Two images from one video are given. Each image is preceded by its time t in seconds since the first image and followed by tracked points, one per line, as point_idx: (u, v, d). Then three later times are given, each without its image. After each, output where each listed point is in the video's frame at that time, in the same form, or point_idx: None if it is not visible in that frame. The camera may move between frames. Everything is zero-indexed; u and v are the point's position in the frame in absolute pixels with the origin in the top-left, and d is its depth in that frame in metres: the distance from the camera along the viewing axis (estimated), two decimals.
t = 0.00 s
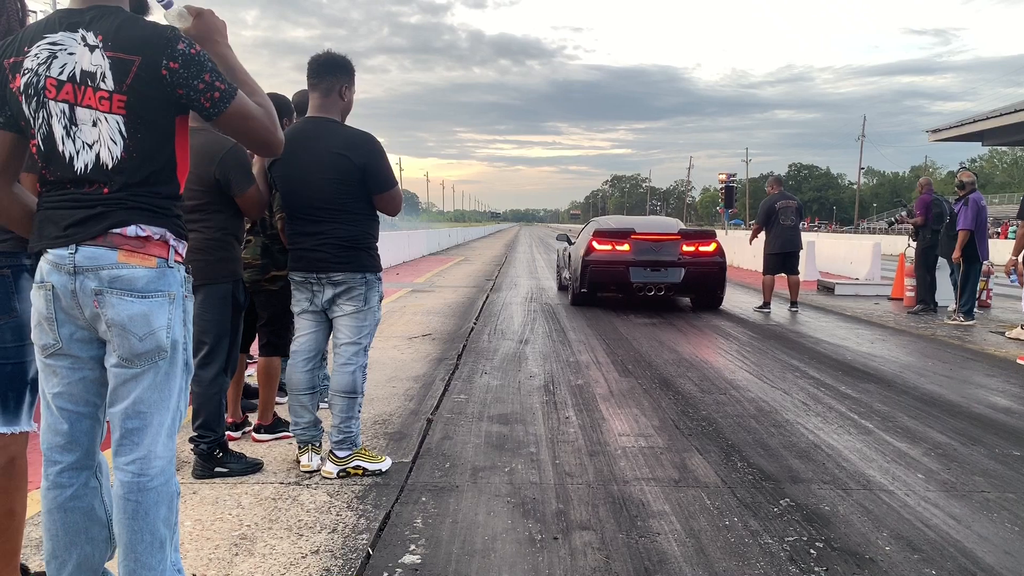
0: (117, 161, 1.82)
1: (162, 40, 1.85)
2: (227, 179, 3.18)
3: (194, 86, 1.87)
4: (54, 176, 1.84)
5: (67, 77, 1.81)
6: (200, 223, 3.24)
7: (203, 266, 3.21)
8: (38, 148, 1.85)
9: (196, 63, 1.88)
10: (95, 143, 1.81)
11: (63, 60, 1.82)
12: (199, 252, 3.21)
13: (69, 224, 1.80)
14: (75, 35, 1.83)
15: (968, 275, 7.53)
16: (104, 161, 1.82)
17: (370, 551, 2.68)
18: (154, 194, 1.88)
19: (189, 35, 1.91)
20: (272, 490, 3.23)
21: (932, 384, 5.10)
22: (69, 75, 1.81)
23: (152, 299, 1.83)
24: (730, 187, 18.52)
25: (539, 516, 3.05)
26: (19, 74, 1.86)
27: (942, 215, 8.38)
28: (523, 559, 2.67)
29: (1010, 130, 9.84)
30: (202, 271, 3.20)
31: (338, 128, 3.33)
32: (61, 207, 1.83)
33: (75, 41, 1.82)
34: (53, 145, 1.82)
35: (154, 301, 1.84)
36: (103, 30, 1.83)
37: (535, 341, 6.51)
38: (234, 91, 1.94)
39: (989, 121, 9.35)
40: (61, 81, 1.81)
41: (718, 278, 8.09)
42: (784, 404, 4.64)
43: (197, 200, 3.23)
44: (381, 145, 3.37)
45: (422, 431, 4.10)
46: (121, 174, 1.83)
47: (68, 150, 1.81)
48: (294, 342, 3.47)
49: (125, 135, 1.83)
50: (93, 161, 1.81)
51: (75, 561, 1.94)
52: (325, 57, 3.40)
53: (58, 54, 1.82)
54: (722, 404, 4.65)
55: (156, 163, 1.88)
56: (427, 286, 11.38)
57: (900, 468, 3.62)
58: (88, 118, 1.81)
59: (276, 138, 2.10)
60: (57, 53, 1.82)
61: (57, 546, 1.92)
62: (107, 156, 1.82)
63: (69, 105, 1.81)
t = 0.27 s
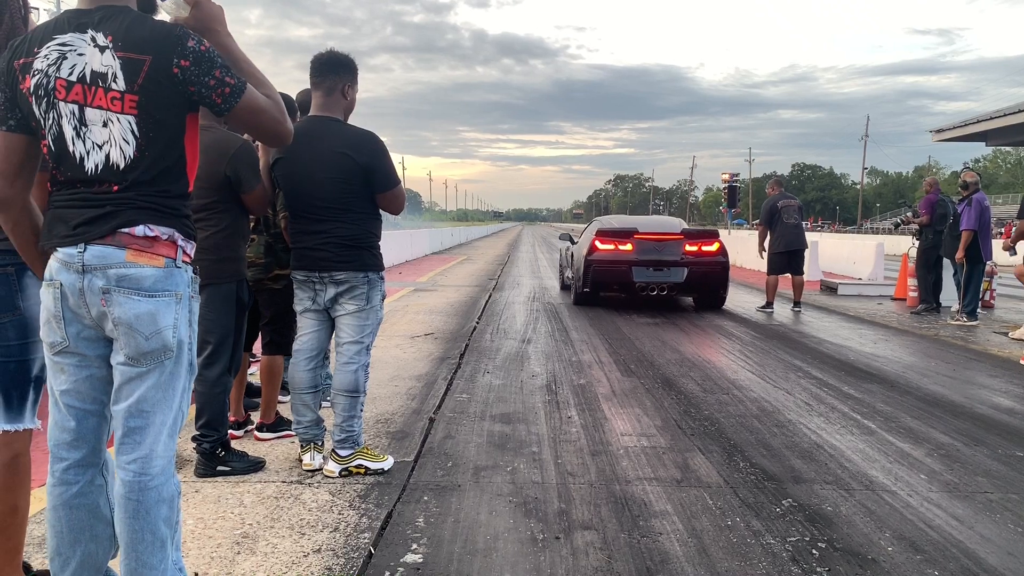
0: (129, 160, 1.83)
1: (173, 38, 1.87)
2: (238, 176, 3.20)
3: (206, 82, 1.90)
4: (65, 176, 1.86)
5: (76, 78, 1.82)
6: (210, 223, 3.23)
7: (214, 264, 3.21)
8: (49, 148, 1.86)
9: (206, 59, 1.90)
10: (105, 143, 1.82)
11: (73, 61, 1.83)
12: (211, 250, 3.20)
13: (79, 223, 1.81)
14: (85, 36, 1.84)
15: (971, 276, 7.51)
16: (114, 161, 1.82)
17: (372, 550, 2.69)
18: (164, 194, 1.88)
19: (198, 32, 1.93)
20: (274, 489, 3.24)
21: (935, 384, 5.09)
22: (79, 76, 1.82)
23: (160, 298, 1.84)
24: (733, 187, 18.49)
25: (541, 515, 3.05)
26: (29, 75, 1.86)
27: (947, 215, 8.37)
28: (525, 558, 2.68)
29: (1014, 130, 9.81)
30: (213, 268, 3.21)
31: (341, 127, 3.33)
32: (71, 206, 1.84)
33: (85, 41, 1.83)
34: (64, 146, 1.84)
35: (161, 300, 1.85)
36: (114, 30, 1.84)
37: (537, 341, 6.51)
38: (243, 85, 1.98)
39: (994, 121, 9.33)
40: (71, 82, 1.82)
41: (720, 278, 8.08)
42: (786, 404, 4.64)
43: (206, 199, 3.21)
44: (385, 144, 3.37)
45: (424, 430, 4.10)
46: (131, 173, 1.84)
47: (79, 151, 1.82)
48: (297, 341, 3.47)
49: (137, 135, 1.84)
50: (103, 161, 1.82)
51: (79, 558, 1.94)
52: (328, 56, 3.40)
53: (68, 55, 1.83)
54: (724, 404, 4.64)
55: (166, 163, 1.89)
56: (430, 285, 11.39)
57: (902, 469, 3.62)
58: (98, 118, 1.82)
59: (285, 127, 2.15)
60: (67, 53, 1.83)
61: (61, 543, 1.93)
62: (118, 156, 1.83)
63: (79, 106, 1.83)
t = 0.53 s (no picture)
0: (134, 160, 1.83)
1: (177, 37, 1.88)
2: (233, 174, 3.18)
3: (212, 79, 1.91)
4: (70, 176, 1.85)
5: (81, 78, 1.82)
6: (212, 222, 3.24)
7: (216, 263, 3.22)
8: (54, 148, 1.86)
9: (211, 57, 1.91)
10: (110, 143, 1.82)
11: (77, 61, 1.82)
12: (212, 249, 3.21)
13: (83, 222, 1.82)
14: (90, 36, 1.84)
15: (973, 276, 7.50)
16: (119, 161, 1.82)
17: (372, 550, 2.69)
18: (167, 194, 1.89)
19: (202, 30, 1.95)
20: (274, 488, 3.24)
21: (936, 384, 5.08)
22: (83, 75, 1.82)
23: (162, 297, 1.85)
24: (734, 186, 18.48)
25: (541, 515, 3.05)
26: (34, 75, 1.86)
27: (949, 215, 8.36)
28: (525, 558, 2.68)
29: (1016, 130, 9.79)
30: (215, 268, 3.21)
31: (342, 126, 3.33)
32: (75, 205, 1.84)
33: (89, 42, 1.83)
34: (69, 146, 1.84)
35: (164, 299, 1.85)
36: (119, 31, 1.84)
37: (538, 340, 6.51)
38: (247, 80, 2.00)
39: (996, 121, 9.30)
40: (76, 82, 1.82)
41: (721, 277, 8.08)
42: (787, 404, 4.63)
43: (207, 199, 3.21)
44: (386, 144, 3.37)
45: (424, 430, 4.10)
46: (136, 173, 1.84)
47: (83, 151, 1.82)
48: (297, 340, 3.48)
49: (143, 135, 1.84)
50: (107, 161, 1.82)
51: (81, 555, 1.95)
52: (329, 55, 3.40)
53: (73, 55, 1.83)
54: (725, 404, 4.64)
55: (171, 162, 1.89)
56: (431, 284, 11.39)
57: (903, 469, 3.61)
58: (103, 118, 1.82)
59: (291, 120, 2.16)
60: (72, 54, 1.83)
61: (62, 540, 1.93)
62: (123, 156, 1.83)
63: (83, 106, 1.83)
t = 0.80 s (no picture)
0: (135, 161, 1.83)
1: (179, 38, 1.88)
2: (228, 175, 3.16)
3: (214, 79, 1.91)
4: (70, 177, 1.85)
5: (81, 80, 1.82)
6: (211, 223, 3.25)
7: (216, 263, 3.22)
8: (55, 150, 1.86)
9: (213, 57, 1.91)
10: (111, 145, 1.82)
11: (78, 63, 1.82)
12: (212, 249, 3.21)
13: (83, 223, 1.81)
14: (91, 38, 1.84)
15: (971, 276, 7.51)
16: (120, 162, 1.82)
17: (372, 550, 2.69)
18: (168, 195, 1.89)
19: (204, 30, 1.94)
20: (273, 489, 3.23)
21: (935, 384, 5.08)
22: (83, 77, 1.81)
23: (162, 297, 1.84)
24: (733, 186, 18.48)
25: (541, 515, 3.05)
26: (35, 76, 1.86)
27: (948, 216, 8.38)
28: (524, 558, 2.67)
29: (1015, 130, 9.80)
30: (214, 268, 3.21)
31: (342, 127, 3.32)
32: (75, 206, 1.84)
33: (90, 44, 1.83)
34: (70, 147, 1.83)
35: (164, 300, 1.85)
36: (120, 33, 1.84)
37: (538, 340, 6.51)
38: (251, 79, 2.00)
39: (995, 121, 9.30)
40: (76, 84, 1.82)
41: (721, 277, 8.07)
42: (787, 404, 4.63)
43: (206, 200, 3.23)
44: (386, 145, 3.37)
45: (424, 430, 4.10)
46: (137, 173, 1.84)
47: (84, 152, 1.82)
48: (296, 341, 3.47)
49: (145, 136, 1.84)
50: (109, 163, 1.82)
51: (80, 555, 1.94)
52: (329, 56, 3.39)
53: (74, 57, 1.83)
54: (724, 404, 4.64)
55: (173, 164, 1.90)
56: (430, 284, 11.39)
57: (903, 469, 3.61)
58: (104, 120, 1.82)
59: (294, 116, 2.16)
60: (73, 56, 1.83)
61: (62, 540, 1.93)
62: (125, 157, 1.82)
63: (84, 108, 1.82)
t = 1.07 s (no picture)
0: (133, 161, 1.83)
1: (178, 38, 1.88)
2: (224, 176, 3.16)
3: (213, 79, 1.91)
4: (67, 177, 1.85)
5: (78, 80, 1.81)
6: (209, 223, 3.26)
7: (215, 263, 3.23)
8: (52, 150, 1.86)
9: (212, 57, 1.91)
10: (108, 145, 1.82)
11: (75, 63, 1.82)
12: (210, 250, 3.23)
13: (80, 223, 1.81)
14: (87, 38, 1.83)
15: (968, 275, 7.52)
16: (117, 162, 1.82)
17: (369, 551, 2.68)
18: (165, 195, 1.88)
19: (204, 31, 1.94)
20: (271, 490, 3.23)
21: (933, 384, 5.09)
22: (80, 78, 1.81)
23: (159, 298, 1.84)
24: (731, 187, 18.50)
25: (539, 516, 3.04)
26: (32, 77, 1.85)
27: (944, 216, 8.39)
28: (522, 559, 2.67)
29: (1011, 130, 9.81)
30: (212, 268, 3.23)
31: (338, 127, 3.32)
32: (73, 207, 1.84)
33: (87, 44, 1.82)
34: (67, 148, 1.83)
35: (160, 300, 1.84)
36: (118, 33, 1.83)
37: (536, 341, 6.51)
38: (247, 75, 1.99)
39: (992, 121, 9.29)
40: (72, 84, 1.81)
41: (719, 277, 8.08)
42: (785, 404, 4.63)
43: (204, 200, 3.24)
44: (382, 145, 3.36)
45: (422, 431, 4.09)
46: (135, 174, 1.84)
47: (82, 153, 1.81)
48: (293, 342, 3.47)
49: (144, 136, 1.84)
50: (107, 163, 1.82)
51: (78, 555, 1.94)
52: (326, 56, 3.39)
53: (70, 57, 1.82)
54: (722, 404, 4.64)
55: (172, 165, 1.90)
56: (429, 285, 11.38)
57: (900, 469, 3.61)
58: (101, 120, 1.81)
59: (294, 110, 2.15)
60: (70, 56, 1.82)
61: (59, 540, 1.92)
62: (123, 158, 1.82)
63: (80, 108, 1.82)
